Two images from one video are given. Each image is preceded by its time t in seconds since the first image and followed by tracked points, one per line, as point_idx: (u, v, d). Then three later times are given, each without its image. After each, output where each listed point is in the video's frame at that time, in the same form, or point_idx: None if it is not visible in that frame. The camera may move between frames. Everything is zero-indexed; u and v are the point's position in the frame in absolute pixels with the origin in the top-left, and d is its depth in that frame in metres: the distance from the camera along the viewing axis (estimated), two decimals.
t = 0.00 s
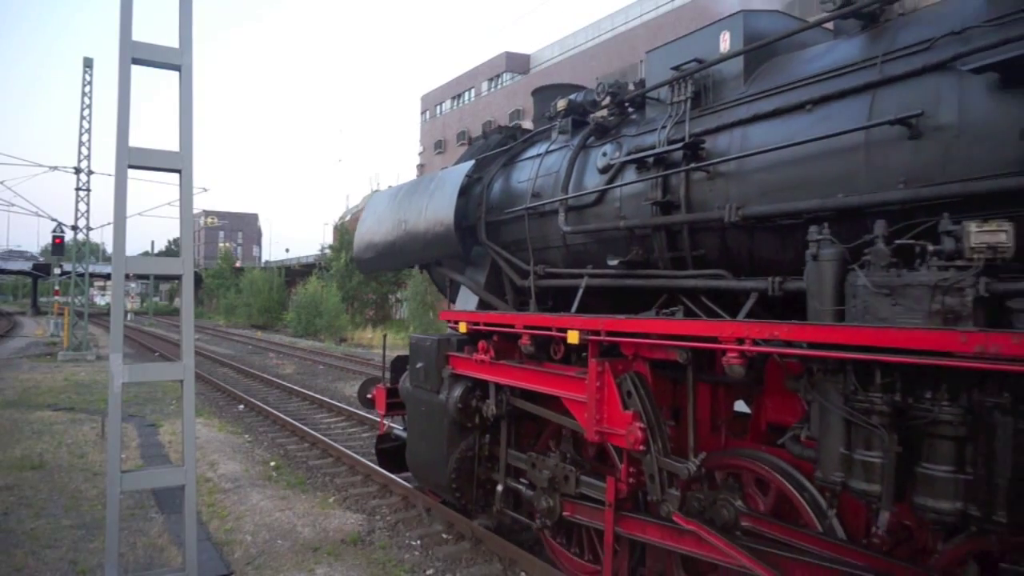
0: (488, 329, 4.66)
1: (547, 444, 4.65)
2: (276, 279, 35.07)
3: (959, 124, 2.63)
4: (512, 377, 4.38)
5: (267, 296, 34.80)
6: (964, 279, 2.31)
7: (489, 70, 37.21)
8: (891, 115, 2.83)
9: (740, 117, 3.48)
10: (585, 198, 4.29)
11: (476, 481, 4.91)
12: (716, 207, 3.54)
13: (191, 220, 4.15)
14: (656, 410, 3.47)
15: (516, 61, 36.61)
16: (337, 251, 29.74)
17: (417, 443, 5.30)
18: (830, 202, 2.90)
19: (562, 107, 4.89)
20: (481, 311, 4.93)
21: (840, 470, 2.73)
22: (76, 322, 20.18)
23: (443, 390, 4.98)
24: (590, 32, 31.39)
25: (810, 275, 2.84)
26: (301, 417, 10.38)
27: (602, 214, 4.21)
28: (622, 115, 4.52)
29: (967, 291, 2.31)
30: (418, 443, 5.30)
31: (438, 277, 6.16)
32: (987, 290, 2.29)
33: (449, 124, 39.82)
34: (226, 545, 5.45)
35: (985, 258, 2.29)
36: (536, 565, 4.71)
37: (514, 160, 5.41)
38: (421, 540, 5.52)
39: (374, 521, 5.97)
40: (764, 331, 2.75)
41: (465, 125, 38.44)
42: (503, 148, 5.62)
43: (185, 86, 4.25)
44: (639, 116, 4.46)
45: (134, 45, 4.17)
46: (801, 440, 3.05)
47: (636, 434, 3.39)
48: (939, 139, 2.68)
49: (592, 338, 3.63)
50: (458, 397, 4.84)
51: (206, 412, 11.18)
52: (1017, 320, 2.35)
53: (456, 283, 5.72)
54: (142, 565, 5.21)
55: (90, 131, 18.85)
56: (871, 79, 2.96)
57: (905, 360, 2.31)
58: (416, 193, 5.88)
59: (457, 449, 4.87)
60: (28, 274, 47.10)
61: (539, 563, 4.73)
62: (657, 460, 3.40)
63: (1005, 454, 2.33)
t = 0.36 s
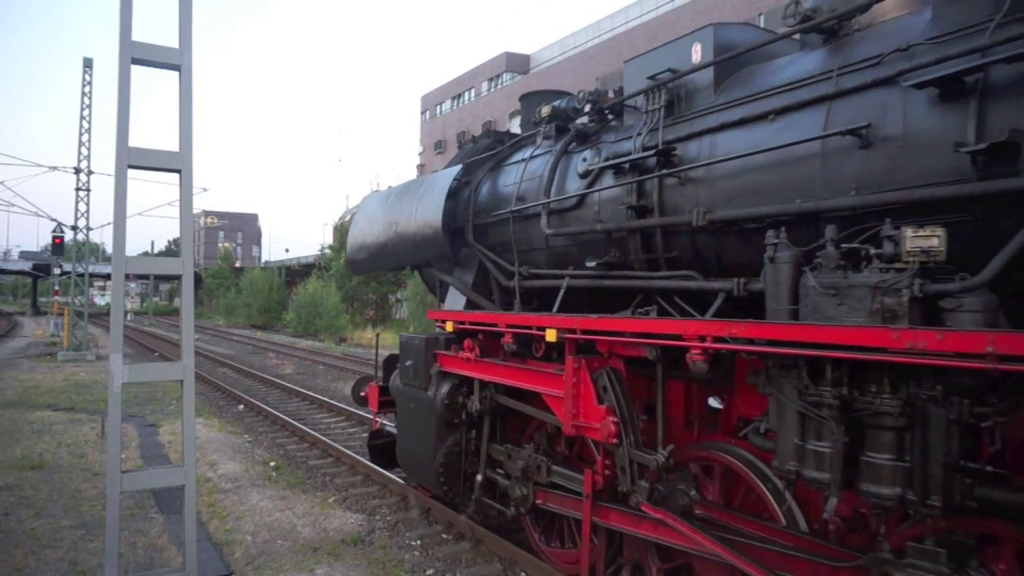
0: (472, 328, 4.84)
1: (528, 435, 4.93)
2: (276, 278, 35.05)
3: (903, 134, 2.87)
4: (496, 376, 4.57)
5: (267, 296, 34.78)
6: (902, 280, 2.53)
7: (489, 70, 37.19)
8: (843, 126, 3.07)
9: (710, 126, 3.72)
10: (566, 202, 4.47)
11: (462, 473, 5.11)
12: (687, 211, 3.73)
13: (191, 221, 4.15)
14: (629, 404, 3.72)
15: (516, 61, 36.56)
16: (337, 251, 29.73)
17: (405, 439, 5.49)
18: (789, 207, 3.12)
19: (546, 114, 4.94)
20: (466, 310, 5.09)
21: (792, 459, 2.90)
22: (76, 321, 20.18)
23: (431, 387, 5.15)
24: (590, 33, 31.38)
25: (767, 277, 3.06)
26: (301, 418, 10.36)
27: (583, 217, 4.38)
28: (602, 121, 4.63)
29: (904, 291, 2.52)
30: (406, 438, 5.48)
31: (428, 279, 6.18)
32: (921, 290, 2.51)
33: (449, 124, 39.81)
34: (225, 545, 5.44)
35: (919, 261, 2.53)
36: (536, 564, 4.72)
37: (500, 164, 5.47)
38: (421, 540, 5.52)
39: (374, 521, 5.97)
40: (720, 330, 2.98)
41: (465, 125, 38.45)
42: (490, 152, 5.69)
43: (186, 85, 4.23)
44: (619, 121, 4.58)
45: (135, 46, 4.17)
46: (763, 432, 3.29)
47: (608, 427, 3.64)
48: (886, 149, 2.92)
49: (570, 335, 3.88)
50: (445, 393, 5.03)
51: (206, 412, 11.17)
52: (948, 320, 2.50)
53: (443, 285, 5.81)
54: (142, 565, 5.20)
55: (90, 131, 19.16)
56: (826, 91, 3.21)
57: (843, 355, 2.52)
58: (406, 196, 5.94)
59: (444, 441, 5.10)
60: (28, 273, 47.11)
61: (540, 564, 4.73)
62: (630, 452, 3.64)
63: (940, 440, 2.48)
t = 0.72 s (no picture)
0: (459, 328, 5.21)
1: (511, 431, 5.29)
2: (276, 278, 34.94)
3: (852, 144, 3.04)
4: (479, 371, 4.98)
5: (267, 296, 34.71)
6: (842, 282, 2.68)
7: (489, 70, 37.20)
8: (797, 136, 3.25)
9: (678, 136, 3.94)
10: (547, 208, 4.78)
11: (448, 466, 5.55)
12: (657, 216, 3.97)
13: (192, 222, 4.07)
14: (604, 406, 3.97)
15: (516, 60, 36.55)
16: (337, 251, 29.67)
17: (397, 433, 5.98)
18: (748, 213, 3.34)
19: (530, 120, 5.22)
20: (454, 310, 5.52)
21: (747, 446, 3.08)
22: (76, 321, 20.12)
23: (420, 384, 5.70)
24: (591, 33, 31.31)
25: (727, 277, 3.22)
26: (301, 418, 10.29)
27: (562, 220, 4.69)
28: (582, 128, 4.92)
29: (843, 292, 2.68)
30: (397, 433, 6.00)
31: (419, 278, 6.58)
32: (859, 291, 2.67)
33: (450, 124, 39.80)
34: (225, 545, 5.36)
35: (858, 264, 2.66)
36: (538, 565, 4.67)
37: (487, 168, 5.85)
38: (421, 540, 5.45)
39: (374, 521, 5.89)
40: (682, 326, 3.21)
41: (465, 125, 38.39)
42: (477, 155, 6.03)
43: (186, 85, 4.15)
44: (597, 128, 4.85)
45: (135, 47, 4.09)
46: (724, 424, 3.53)
47: (581, 424, 3.95)
48: (838, 157, 3.08)
49: (548, 333, 4.18)
50: (433, 389, 5.56)
51: (206, 412, 11.11)
52: (883, 319, 2.65)
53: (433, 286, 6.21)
54: (142, 565, 5.13)
55: (91, 131, 19.32)
56: (783, 103, 3.41)
57: (787, 351, 2.69)
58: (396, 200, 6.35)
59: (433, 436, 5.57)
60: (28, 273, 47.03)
61: (541, 564, 4.68)
62: (600, 444, 3.92)
63: (877, 429, 2.62)
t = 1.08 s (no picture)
0: (443, 326, 5.57)
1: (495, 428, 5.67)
2: (276, 278, 34.83)
3: (802, 154, 3.28)
4: (464, 368, 5.34)
5: (266, 296, 34.67)
6: (787, 283, 2.92)
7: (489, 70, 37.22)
8: (755, 145, 3.49)
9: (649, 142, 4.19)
10: (528, 211, 5.08)
11: (434, 461, 5.92)
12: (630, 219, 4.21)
13: (192, 222, 4.04)
14: (580, 402, 4.37)
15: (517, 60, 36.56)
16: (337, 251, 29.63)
17: (385, 429, 6.37)
18: (710, 217, 3.57)
19: (513, 127, 5.50)
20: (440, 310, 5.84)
21: (707, 437, 3.34)
22: (76, 321, 20.08)
23: (407, 381, 6.05)
24: (591, 33, 31.27)
25: (688, 279, 3.46)
26: (301, 418, 10.27)
27: (542, 223, 5.00)
28: (562, 135, 5.24)
29: (788, 292, 2.92)
30: (387, 428, 6.35)
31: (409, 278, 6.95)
32: (802, 291, 2.89)
33: (450, 124, 39.80)
34: (225, 545, 5.34)
35: (802, 266, 2.89)
36: (537, 565, 4.65)
37: (473, 172, 6.22)
38: (420, 540, 5.43)
39: (374, 521, 5.87)
40: (645, 325, 3.51)
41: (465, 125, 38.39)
42: (464, 161, 6.40)
43: (186, 85, 4.13)
44: (576, 135, 5.19)
45: (135, 47, 4.06)
46: (689, 417, 3.72)
47: (557, 417, 4.34)
48: (791, 165, 3.31)
49: (526, 331, 4.50)
50: (419, 386, 5.91)
51: (206, 412, 11.09)
52: (826, 317, 2.85)
53: (420, 288, 6.61)
54: (142, 565, 5.11)
55: (91, 130, 19.29)
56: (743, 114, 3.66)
57: (735, 348, 2.97)
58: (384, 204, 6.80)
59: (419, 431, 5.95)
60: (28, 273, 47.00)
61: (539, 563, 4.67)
62: (573, 436, 4.35)
63: (820, 420, 2.85)
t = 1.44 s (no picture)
0: (430, 325, 5.87)
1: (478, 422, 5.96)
2: (276, 278, 34.78)
3: (756, 163, 3.46)
4: (447, 364, 5.63)
5: (267, 296, 34.65)
6: (736, 284, 3.12)
7: (489, 70, 37.28)
8: (714, 154, 3.68)
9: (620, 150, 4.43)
10: (511, 213, 5.35)
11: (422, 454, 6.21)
12: (603, 223, 4.42)
13: (191, 222, 4.04)
14: (558, 398, 4.63)
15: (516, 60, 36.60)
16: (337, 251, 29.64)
17: (373, 424, 6.67)
18: (673, 222, 3.77)
19: (498, 133, 5.70)
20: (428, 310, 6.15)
21: (668, 428, 3.54)
22: (76, 321, 20.06)
23: (394, 377, 6.39)
24: (591, 33, 31.27)
25: (652, 281, 3.67)
26: (301, 418, 10.27)
27: (522, 226, 5.25)
28: (542, 142, 5.49)
29: (738, 292, 3.10)
30: (376, 423, 6.65)
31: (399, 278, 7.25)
32: (751, 292, 3.08)
33: (449, 124, 39.83)
34: (225, 545, 5.34)
35: (751, 269, 3.09)
36: (538, 565, 4.65)
37: (460, 176, 6.50)
38: (421, 540, 5.42)
39: (374, 521, 5.86)
40: (609, 323, 3.74)
41: (464, 125, 38.39)
42: (451, 165, 6.71)
43: (187, 85, 4.13)
44: (555, 142, 5.44)
45: (135, 46, 4.06)
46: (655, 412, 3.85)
47: (532, 412, 4.62)
48: (745, 174, 3.51)
49: (504, 329, 4.72)
50: (407, 383, 6.23)
51: (206, 412, 11.09)
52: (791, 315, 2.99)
53: (409, 287, 6.97)
54: (142, 565, 5.10)
55: (91, 130, 19.33)
56: (704, 124, 3.85)
57: (692, 343, 3.16)
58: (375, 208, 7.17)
59: (407, 426, 6.25)
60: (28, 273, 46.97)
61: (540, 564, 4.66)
62: (546, 429, 4.61)
63: (767, 414, 3.05)
